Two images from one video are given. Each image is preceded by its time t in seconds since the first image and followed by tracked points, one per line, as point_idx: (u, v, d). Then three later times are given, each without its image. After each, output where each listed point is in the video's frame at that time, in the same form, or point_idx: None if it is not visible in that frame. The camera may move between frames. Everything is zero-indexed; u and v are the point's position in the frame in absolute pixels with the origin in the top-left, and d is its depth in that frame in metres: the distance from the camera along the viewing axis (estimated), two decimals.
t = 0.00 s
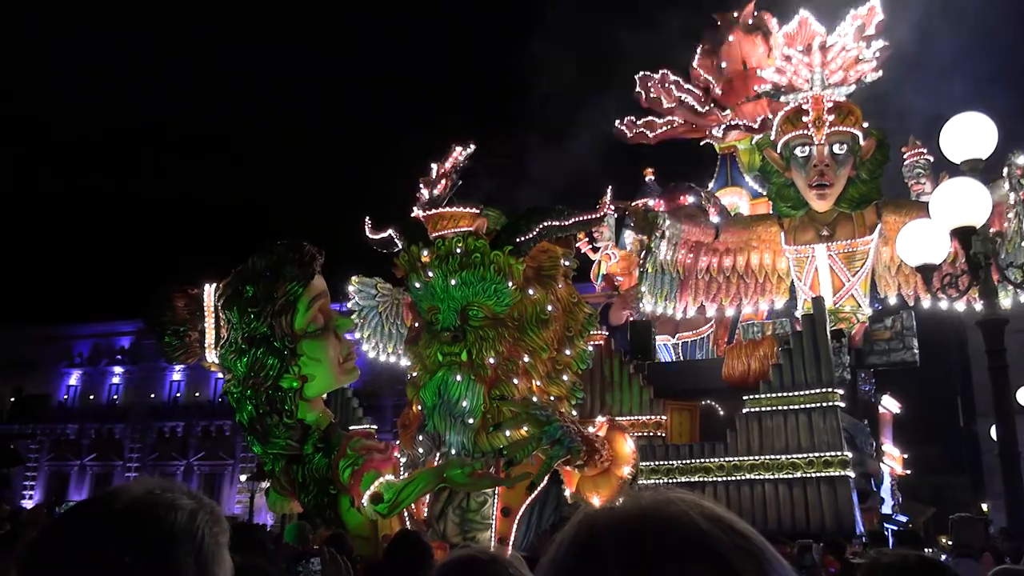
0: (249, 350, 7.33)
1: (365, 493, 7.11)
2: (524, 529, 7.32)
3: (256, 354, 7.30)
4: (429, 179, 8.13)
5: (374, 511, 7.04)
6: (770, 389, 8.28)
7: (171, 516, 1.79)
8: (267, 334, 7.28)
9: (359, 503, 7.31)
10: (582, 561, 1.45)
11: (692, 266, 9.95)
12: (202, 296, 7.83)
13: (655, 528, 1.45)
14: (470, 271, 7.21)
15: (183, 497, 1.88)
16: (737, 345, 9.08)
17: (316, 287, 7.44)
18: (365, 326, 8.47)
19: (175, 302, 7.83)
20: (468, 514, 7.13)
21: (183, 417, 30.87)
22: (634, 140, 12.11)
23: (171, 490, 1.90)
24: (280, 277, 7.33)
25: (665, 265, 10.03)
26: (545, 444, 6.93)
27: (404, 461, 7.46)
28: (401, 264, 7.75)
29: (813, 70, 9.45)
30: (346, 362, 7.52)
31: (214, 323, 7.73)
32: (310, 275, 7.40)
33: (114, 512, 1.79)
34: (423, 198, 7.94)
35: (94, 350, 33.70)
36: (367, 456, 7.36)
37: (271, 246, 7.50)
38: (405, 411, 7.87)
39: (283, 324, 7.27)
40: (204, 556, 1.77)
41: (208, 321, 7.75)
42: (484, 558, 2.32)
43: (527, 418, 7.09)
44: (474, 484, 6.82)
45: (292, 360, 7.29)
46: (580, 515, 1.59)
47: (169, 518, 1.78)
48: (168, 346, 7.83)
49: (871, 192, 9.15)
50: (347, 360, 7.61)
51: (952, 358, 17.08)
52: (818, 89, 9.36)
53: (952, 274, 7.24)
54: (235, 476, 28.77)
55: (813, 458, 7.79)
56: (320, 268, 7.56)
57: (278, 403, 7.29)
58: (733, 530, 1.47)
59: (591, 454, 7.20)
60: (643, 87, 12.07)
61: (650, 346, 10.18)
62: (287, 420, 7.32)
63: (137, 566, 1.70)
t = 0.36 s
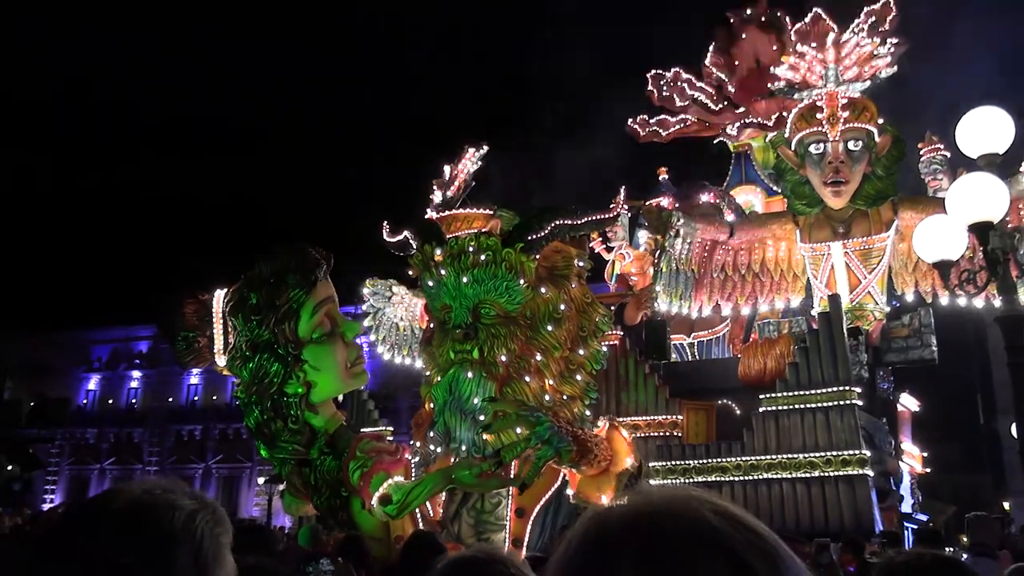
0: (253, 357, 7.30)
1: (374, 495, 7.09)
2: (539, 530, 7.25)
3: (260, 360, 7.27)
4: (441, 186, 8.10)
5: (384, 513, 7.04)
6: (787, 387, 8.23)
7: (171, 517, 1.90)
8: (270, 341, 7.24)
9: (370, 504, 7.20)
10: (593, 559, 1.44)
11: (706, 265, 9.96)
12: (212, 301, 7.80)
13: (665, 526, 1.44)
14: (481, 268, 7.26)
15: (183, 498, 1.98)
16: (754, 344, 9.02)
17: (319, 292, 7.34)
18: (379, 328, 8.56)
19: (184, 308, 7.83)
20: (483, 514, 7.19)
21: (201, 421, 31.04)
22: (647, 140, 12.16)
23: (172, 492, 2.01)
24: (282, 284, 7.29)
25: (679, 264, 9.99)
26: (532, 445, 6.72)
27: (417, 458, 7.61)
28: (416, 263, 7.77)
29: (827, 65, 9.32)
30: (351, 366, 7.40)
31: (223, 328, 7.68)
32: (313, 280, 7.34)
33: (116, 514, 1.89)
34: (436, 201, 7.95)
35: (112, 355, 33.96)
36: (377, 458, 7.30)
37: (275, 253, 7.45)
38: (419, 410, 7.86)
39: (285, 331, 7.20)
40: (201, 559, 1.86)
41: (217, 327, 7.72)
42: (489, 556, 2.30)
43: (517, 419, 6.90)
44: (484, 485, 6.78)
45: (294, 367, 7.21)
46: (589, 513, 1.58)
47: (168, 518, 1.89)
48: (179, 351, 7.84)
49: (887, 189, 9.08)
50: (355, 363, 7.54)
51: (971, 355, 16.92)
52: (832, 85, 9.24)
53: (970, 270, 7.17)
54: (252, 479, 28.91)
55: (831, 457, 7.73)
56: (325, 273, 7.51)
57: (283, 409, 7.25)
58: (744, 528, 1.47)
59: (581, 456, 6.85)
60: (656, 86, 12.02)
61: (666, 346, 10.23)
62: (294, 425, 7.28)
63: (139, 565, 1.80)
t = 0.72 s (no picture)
0: (255, 364, 7.32)
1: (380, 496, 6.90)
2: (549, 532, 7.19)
3: (261, 367, 7.28)
4: (454, 185, 8.13)
5: (389, 514, 6.87)
6: (801, 387, 8.18)
7: (168, 518, 1.88)
8: (272, 348, 7.25)
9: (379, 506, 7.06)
10: (592, 559, 1.43)
11: (722, 265, 9.87)
12: (218, 308, 7.86)
13: (667, 526, 1.44)
14: (491, 267, 7.29)
15: (182, 499, 1.96)
16: (768, 344, 8.98)
17: (320, 299, 7.30)
18: (392, 330, 8.55)
19: (192, 313, 7.87)
20: (496, 516, 7.23)
21: (216, 424, 31.19)
22: (660, 139, 12.20)
23: (170, 493, 1.98)
24: (282, 292, 7.28)
25: (693, 263, 9.89)
26: (523, 446, 6.80)
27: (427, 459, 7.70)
28: (427, 263, 7.80)
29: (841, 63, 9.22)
30: (354, 372, 7.38)
31: (228, 336, 7.74)
32: (314, 287, 7.29)
33: (114, 514, 1.87)
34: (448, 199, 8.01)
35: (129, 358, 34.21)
36: (383, 460, 7.11)
37: (276, 260, 7.43)
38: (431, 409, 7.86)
39: (286, 339, 7.20)
40: (198, 561, 1.83)
41: (223, 334, 7.80)
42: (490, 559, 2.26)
43: (513, 421, 7.01)
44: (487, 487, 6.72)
45: (296, 374, 7.19)
46: (588, 512, 1.58)
47: (166, 520, 1.87)
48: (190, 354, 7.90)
49: (901, 187, 9.04)
50: (360, 368, 7.49)
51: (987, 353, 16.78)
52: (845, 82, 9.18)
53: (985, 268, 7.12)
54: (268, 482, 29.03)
55: (846, 457, 7.69)
56: (327, 279, 7.45)
57: (285, 414, 7.25)
58: (744, 528, 1.47)
59: (574, 457, 6.79)
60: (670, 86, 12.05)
61: (678, 345, 10.15)
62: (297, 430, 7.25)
63: (136, 566, 1.78)
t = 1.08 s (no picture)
0: (255, 368, 7.36)
1: (379, 496, 6.87)
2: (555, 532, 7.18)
3: (261, 371, 7.32)
4: (464, 184, 8.14)
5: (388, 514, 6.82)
6: (811, 388, 8.15)
7: (173, 518, 1.89)
8: (270, 352, 7.26)
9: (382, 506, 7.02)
10: (593, 563, 1.43)
11: (730, 266, 9.86)
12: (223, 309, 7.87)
13: (668, 529, 1.44)
14: (495, 266, 7.30)
15: (187, 499, 1.97)
16: (778, 345, 8.95)
17: (318, 303, 7.26)
18: (402, 330, 8.57)
19: (196, 317, 7.88)
20: (502, 517, 7.24)
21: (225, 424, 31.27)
22: (666, 140, 12.06)
23: (176, 493, 1.99)
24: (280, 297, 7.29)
25: (702, 264, 9.88)
26: (523, 446, 6.69)
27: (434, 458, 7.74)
28: (435, 263, 7.78)
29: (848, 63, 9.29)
30: (354, 375, 7.33)
31: (230, 338, 7.74)
32: (311, 291, 7.29)
33: (117, 513, 1.89)
34: (456, 200, 8.02)
35: (139, 359, 34.34)
36: (383, 460, 7.04)
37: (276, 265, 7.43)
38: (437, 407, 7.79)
39: (284, 344, 7.21)
40: (202, 564, 1.84)
41: (226, 337, 7.77)
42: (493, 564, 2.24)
43: (512, 421, 6.88)
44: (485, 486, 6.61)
45: (294, 378, 7.21)
46: (591, 514, 1.57)
47: (171, 520, 1.88)
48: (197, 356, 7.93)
49: (911, 187, 8.99)
50: (361, 371, 7.45)
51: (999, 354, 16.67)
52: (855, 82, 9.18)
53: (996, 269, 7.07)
54: (277, 481, 29.08)
55: (856, 458, 7.66)
56: (325, 283, 7.42)
57: (285, 417, 7.26)
58: (747, 532, 1.46)
59: (574, 455, 6.81)
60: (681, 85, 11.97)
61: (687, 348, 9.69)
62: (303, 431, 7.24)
63: (141, 566, 1.79)
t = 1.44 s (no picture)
0: (262, 368, 7.33)
1: (387, 492, 6.93)
2: (568, 530, 7.06)
3: (268, 371, 7.28)
4: (480, 182, 8.16)
5: (396, 510, 6.93)
6: (829, 386, 8.10)
7: (185, 513, 1.93)
8: (276, 353, 7.23)
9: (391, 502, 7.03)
10: (611, 564, 1.42)
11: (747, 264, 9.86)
12: (235, 312, 7.61)
13: (687, 529, 1.43)
14: (507, 262, 7.22)
15: (199, 494, 2.01)
16: (795, 343, 8.91)
17: (324, 304, 7.19)
18: (419, 327, 8.58)
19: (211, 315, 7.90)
20: (515, 513, 7.20)
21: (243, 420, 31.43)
22: (682, 136, 12.00)
23: (189, 489, 2.04)
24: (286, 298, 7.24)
25: (719, 263, 9.81)
26: (525, 442, 6.80)
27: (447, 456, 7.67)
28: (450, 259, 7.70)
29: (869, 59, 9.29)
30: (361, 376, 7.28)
31: (242, 338, 7.54)
32: (316, 293, 7.20)
33: (127, 508, 1.92)
34: (472, 198, 8.08)
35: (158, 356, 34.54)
36: (392, 457, 7.05)
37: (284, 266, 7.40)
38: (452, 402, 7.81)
39: (290, 345, 7.17)
40: (214, 561, 1.88)
41: (237, 337, 7.56)
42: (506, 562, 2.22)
43: (516, 418, 6.96)
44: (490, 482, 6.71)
45: (301, 378, 7.18)
46: (610, 512, 1.57)
47: (183, 514, 1.92)
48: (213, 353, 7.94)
49: (931, 183, 8.94)
50: (368, 370, 7.40)
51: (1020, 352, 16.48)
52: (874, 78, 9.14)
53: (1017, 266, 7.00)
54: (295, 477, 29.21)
55: (875, 457, 7.60)
56: (331, 284, 7.33)
57: (292, 417, 7.26)
58: (767, 532, 1.45)
59: (576, 453, 6.84)
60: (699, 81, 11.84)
61: (704, 346, 10.04)
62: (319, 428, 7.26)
63: (151, 562, 1.82)
